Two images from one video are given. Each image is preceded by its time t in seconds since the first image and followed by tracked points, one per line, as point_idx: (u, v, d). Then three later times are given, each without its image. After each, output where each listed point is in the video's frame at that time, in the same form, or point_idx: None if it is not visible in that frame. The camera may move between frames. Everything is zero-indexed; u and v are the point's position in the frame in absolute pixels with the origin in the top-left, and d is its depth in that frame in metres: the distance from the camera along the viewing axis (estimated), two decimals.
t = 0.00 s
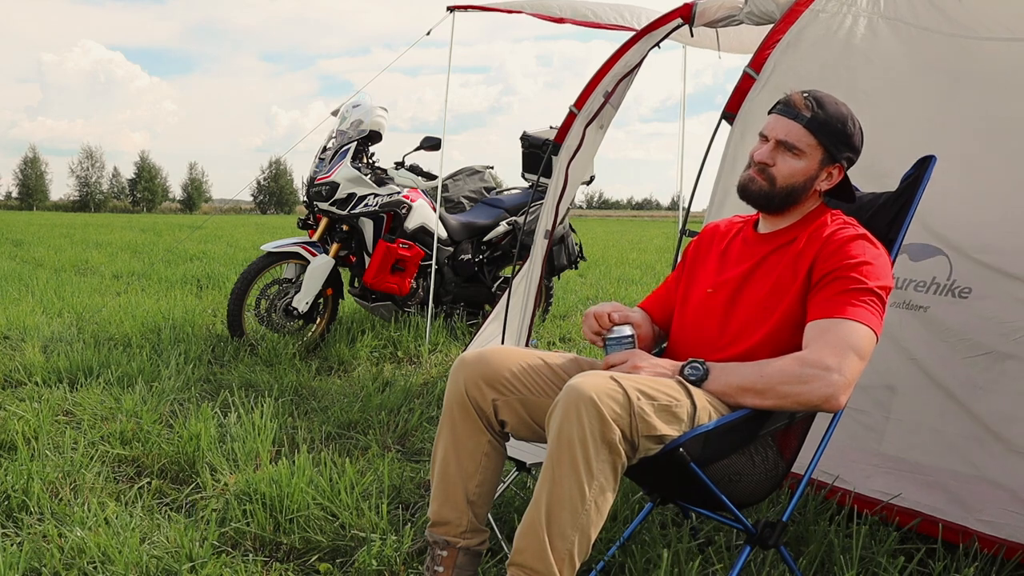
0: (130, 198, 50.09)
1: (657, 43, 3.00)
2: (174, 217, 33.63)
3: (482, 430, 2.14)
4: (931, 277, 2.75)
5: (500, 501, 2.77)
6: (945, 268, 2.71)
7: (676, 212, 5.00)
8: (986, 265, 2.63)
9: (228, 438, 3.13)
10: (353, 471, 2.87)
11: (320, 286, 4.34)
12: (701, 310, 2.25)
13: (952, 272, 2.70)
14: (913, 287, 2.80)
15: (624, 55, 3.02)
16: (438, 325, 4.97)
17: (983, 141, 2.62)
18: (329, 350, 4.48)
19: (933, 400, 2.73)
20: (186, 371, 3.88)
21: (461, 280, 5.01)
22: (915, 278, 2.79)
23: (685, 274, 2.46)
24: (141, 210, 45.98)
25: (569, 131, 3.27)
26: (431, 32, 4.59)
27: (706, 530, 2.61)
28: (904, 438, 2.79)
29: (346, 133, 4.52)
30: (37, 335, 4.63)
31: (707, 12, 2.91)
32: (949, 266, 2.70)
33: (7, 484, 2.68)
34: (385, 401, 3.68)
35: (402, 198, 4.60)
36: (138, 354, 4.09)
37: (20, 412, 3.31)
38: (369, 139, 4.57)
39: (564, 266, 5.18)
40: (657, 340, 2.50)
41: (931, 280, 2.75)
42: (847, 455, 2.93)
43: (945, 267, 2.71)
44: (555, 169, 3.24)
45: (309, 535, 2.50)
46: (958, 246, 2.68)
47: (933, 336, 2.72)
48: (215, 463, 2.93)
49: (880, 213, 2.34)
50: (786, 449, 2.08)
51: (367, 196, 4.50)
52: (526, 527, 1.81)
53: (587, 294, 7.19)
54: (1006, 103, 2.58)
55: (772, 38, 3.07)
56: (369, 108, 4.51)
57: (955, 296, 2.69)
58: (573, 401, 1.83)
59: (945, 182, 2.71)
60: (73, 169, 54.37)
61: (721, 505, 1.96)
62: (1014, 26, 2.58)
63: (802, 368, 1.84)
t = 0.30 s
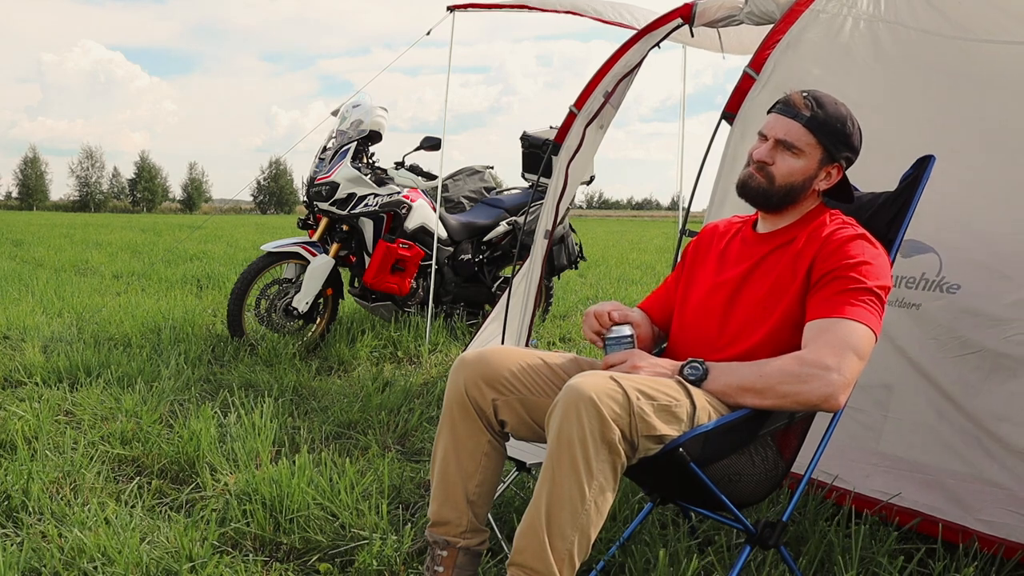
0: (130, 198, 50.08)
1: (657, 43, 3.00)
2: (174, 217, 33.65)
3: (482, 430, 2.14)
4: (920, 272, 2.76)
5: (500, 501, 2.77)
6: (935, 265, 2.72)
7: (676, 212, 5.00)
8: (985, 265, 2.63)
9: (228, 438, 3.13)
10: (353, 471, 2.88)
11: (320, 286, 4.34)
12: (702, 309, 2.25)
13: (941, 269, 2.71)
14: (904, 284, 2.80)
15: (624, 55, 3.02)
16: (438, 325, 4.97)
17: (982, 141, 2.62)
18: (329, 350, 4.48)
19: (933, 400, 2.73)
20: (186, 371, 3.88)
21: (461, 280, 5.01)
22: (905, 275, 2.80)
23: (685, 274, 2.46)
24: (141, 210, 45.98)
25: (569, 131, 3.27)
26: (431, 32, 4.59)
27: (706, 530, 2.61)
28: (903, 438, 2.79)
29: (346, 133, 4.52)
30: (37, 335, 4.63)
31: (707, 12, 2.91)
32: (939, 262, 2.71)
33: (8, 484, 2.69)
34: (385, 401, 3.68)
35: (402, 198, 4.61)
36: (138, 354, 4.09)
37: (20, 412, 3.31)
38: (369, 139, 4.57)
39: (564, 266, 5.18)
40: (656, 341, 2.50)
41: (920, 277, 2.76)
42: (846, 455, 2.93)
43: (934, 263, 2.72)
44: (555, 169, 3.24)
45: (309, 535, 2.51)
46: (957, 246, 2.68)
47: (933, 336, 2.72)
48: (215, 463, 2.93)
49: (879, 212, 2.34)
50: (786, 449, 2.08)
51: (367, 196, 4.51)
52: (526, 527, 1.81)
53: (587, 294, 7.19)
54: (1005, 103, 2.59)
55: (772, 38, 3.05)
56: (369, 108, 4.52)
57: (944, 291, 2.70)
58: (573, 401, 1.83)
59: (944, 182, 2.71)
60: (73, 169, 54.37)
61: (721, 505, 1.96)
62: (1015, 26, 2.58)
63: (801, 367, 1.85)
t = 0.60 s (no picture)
0: (130, 198, 50.08)
1: (656, 43, 3.01)
2: (174, 217, 33.65)
3: (482, 430, 2.14)
4: (917, 271, 2.77)
5: (500, 501, 2.77)
6: (932, 264, 2.73)
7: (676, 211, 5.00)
8: (985, 265, 2.62)
9: (228, 438, 3.13)
10: (353, 471, 2.87)
11: (320, 286, 4.34)
12: (702, 309, 2.25)
13: (938, 268, 2.72)
14: (900, 283, 2.81)
15: (624, 55, 3.02)
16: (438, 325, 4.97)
17: (982, 141, 2.62)
18: (329, 350, 4.48)
19: (932, 400, 2.73)
20: (186, 371, 3.88)
21: (461, 280, 5.01)
22: (901, 273, 2.81)
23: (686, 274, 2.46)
24: (141, 210, 45.97)
25: (569, 131, 3.27)
26: (431, 32, 4.60)
27: (706, 530, 2.61)
28: (903, 438, 2.79)
29: (346, 133, 4.52)
30: (37, 335, 4.63)
31: (707, 12, 2.92)
32: (936, 261, 2.72)
33: (7, 484, 2.69)
34: (385, 401, 3.68)
35: (402, 198, 4.61)
36: (138, 354, 4.09)
37: (20, 412, 3.31)
38: (369, 139, 4.57)
39: (564, 266, 5.17)
40: (656, 341, 2.50)
41: (917, 275, 2.77)
42: (847, 455, 2.93)
43: (931, 262, 2.73)
44: (555, 169, 3.24)
45: (309, 535, 2.50)
46: (957, 245, 2.68)
47: (933, 336, 2.72)
48: (215, 463, 2.93)
49: (879, 212, 2.34)
50: (787, 449, 2.08)
51: (367, 196, 4.51)
52: (526, 527, 1.81)
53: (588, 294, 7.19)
54: (1005, 102, 2.59)
55: (772, 38, 3.05)
56: (369, 108, 4.52)
57: (941, 290, 2.71)
58: (573, 401, 1.83)
59: (944, 182, 2.71)
60: (73, 169, 54.36)
61: (721, 505, 1.96)
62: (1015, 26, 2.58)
63: (802, 368, 1.85)
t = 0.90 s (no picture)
0: (130, 198, 50.07)
1: (656, 43, 3.01)
2: (174, 217, 33.66)
3: (482, 430, 2.14)
4: (917, 269, 2.78)
5: (500, 501, 2.77)
6: (931, 260, 2.74)
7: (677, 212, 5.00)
8: (985, 265, 2.62)
9: (228, 438, 3.13)
10: (353, 471, 2.87)
11: (320, 286, 4.34)
12: (702, 309, 2.25)
13: (937, 263, 2.72)
14: (904, 284, 2.81)
15: (624, 55, 3.02)
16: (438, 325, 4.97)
17: (982, 140, 2.62)
18: (329, 350, 4.48)
19: (932, 400, 2.73)
20: (186, 371, 3.88)
21: (461, 280, 5.01)
22: (904, 274, 2.81)
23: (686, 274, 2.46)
24: (141, 210, 45.97)
25: (569, 130, 3.27)
26: (431, 31, 4.60)
27: (706, 530, 2.61)
28: (903, 438, 2.79)
29: (346, 133, 4.52)
30: (37, 335, 4.63)
31: (707, 12, 2.92)
32: (935, 256, 2.73)
33: (7, 484, 2.69)
34: (385, 401, 3.68)
35: (402, 198, 4.61)
36: (138, 354, 4.09)
37: (20, 412, 3.31)
38: (369, 139, 4.57)
39: (564, 266, 5.17)
40: (657, 340, 2.50)
41: (919, 273, 2.78)
42: (847, 455, 2.93)
43: (930, 258, 2.74)
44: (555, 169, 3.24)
45: (309, 535, 2.50)
46: (957, 245, 2.68)
47: (933, 336, 2.72)
48: (215, 463, 2.93)
49: (880, 212, 2.34)
50: (787, 449, 2.08)
51: (367, 196, 4.51)
52: (526, 527, 1.81)
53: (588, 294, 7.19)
54: (1005, 102, 2.58)
55: (772, 39, 3.07)
56: (369, 108, 4.52)
57: (941, 287, 2.72)
58: (573, 401, 1.83)
59: (944, 182, 2.70)
60: (73, 169, 54.33)
61: (721, 505, 1.96)
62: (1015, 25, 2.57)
63: (802, 368, 1.84)
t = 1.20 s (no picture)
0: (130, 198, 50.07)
1: (656, 43, 3.02)
2: (174, 218, 33.66)
3: (482, 430, 2.14)
4: (918, 269, 2.77)
5: (500, 501, 2.78)
6: (933, 260, 2.73)
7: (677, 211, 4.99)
8: (985, 265, 2.62)
9: (228, 438, 3.13)
10: (353, 471, 2.87)
11: (320, 286, 4.34)
12: (702, 310, 2.25)
13: (939, 263, 2.72)
14: (907, 283, 2.80)
15: (624, 55, 3.03)
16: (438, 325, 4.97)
17: (982, 140, 2.62)
18: (329, 350, 4.48)
19: (931, 399, 2.73)
20: (186, 371, 3.88)
21: (461, 280, 5.01)
22: (907, 274, 2.80)
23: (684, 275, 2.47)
24: (140, 209, 45.95)
25: (569, 130, 3.28)
26: (431, 31, 4.60)
27: (706, 530, 2.61)
28: (903, 438, 2.79)
29: (346, 133, 4.53)
30: (37, 335, 4.63)
31: (707, 13, 2.97)
32: (936, 256, 2.72)
33: (8, 484, 2.69)
34: (385, 401, 3.68)
35: (402, 198, 4.60)
36: (138, 354, 4.09)
37: (20, 412, 3.31)
38: (369, 139, 4.57)
39: (564, 266, 5.17)
40: (658, 341, 2.50)
41: (921, 273, 2.76)
42: (846, 454, 2.93)
43: (931, 257, 2.73)
44: (555, 169, 3.25)
45: (309, 535, 2.50)
46: (957, 246, 2.67)
47: (933, 336, 2.72)
48: (215, 463, 2.93)
49: (879, 211, 2.34)
50: (786, 450, 2.08)
51: (367, 196, 4.51)
52: (526, 527, 1.81)
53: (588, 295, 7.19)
54: (1005, 102, 2.59)
55: (771, 38, 2.99)
56: (369, 108, 4.52)
57: (943, 287, 2.70)
58: (573, 401, 1.83)
59: (944, 182, 2.71)
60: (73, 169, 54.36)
61: (721, 505, 1.96)
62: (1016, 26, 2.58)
63: (800, 370, 1.85)
